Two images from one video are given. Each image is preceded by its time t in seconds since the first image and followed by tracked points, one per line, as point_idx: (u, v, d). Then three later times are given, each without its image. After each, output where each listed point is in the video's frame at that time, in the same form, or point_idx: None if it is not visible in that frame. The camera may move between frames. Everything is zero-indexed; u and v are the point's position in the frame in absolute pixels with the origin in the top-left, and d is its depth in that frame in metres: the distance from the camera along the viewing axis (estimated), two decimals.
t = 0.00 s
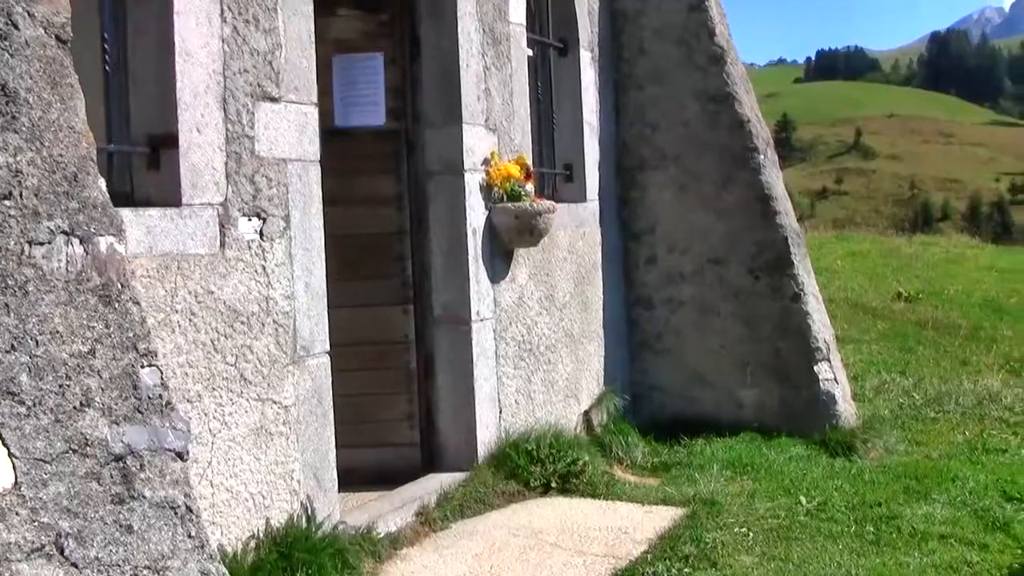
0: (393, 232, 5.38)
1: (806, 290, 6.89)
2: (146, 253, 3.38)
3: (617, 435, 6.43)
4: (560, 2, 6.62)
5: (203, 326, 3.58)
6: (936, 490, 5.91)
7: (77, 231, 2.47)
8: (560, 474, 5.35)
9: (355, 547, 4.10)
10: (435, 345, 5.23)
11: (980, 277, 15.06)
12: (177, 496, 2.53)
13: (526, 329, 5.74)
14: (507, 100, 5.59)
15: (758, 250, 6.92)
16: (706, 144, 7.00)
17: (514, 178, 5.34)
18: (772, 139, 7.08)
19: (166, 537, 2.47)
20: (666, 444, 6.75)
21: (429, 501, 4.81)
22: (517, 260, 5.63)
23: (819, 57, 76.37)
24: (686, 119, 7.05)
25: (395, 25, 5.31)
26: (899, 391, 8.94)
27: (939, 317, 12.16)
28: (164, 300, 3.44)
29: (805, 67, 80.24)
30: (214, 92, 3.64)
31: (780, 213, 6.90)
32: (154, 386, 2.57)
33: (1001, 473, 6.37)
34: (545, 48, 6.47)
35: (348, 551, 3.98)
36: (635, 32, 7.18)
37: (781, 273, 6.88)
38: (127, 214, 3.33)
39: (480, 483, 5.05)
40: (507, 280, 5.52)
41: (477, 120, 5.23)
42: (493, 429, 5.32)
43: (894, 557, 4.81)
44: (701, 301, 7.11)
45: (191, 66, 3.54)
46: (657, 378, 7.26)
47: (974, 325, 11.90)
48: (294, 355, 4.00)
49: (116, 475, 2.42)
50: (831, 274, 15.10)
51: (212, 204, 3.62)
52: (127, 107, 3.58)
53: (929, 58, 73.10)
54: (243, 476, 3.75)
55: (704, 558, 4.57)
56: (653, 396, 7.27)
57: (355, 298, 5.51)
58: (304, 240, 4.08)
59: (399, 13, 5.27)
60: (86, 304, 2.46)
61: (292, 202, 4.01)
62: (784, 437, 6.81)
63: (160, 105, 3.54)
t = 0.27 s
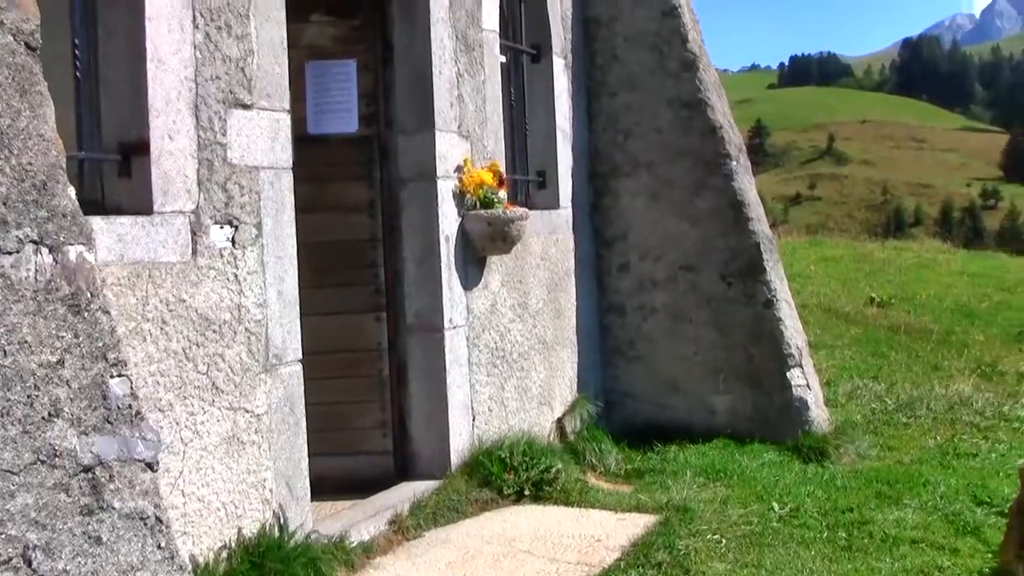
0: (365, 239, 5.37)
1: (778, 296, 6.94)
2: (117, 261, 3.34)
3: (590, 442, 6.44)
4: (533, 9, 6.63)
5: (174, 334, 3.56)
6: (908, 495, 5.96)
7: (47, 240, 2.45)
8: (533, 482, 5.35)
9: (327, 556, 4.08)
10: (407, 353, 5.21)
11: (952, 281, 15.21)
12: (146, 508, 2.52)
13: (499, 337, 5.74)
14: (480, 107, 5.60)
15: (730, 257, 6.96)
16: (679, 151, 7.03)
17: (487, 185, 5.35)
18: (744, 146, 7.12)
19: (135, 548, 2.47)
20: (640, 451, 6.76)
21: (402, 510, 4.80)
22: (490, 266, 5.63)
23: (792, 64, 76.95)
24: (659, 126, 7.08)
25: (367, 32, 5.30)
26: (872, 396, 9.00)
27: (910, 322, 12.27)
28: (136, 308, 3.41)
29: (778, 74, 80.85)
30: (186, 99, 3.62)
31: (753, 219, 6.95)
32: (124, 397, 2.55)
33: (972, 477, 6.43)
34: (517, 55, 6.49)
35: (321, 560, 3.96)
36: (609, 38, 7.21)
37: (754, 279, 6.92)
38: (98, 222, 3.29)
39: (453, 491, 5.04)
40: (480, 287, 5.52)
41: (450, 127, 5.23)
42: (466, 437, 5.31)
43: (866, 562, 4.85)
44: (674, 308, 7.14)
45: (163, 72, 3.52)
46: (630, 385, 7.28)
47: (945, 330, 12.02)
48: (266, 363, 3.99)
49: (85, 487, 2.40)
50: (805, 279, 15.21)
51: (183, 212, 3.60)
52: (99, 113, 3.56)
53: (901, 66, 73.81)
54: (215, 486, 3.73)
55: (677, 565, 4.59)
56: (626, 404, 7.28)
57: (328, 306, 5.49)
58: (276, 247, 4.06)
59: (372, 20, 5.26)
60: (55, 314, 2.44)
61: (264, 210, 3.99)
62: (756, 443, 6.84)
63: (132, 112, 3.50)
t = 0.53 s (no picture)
0: (331, 253, 5.37)
1: (744, 310, 7.01)
2: (81, 276, 3.32)
3: (557, 456, 6.46)
4: (500, 24, 6.67)
5: (140, 350, 3.54)
6: (874, 506, 6.02)
7: (9, 256, 2.44)
8: (501, 495, 5.36)
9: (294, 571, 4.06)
10: (374, 367, 5.21)
11: (918, 294, 15.39)
12: (110, 524, 2.49)
13: (466, 351, 5.74)
14: (447, 122, 5.62)
15: (696, 271, 7.02)
16: (645, 165, 7.09)
17: (454, 199, 5.37)
18: (710, 160, 7.20)
19: (98, 565, 2.45)
20: (607, 464, 6.79)
21: (369, 524, 4.80)
22: (457, 281, 5.64)
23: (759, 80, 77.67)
24: (625, 141, 7.13)
25: (333, 47, 5.31)
26: (839, 409, 9.08)
27: (877, 334, 12.40)
28: (100, 323, 3.39)
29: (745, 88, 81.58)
30: (152, 114, 3.62)
31: (719, 233, 7.02)
32: (87, 413, 2.54)
33: (938, 488, 6.50)
34: (484, 69, 6.52)
35: None
36: (574, 54, 7.26)
37: (719, 292, 6.99)
38: (62, 237, 3.26)
39: (420, 506, 5.04)
40: (447, 301, 5.53)
41: (417, 142, 5.25)
42: (432, 451, 5.31)
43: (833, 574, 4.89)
44: (640, 321, 7.18)
45: (129, 88, 3.51)
46: (598, 399, 7.30)
47: (910, 342, 12.16)
48: (232, 378, 3.97)
49: (47, 504, 2.39)
50: (772, 292, 15.33)
51: (149, 227, 3.59)
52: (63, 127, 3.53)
53: (866, 81, 74.68)
54: (181, 501, 3.70)
55: None
56: (593, 417, 7.31)
57: (295, 320, 5.48)
58: (242, 262, 4.06)
59: (339, 35, 5.27)
60: (17, 330, 2.43)
61: (229, 225, 3.98)
62: (723, 456, 6.89)
63: (97, 127, 3.48)
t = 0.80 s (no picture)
0: (290, 266, 5.36)
1: (702, 321, 7.09)
2: (37, 290, 3.29)
3: (517, 468, 6.49)
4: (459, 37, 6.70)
5: (97, 364, 3.52)
6: (832, 516, 6.10)
7: None
8: (460, 508, 5.37)
9: None
10: (333, 380, 5.21)
11: (876, 304, 15.60)
12: (65, 541, 2.47)
13: (425, 364, 5.75)
14: (405, 134, 5.64)
15: (655, 282, 7.09)
16: (604, 177, 7.15)
17: (412, 212, 5.38)
18: (668, 172, 7.28)
19: None
20: (567, 476, 6.82)
21: (328, 537, 4.79)
22: (416, 293, 5.65)
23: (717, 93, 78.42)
24: (584, 153, 7.18)
25: (292, 60, 5.31)
26: (797, 419, 9.18)
27: (835, 345, 12.56)
28: (57, 337, 3.36)
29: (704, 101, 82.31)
30: (109, 127, 3.60)
31: (677, 245, 7.10)
32: (42, 429, 2.52)
33: (895, 498, 6.59)
34: (443, 82, 6.55)
35: None
36: (533, 66, 7.30)
37: (678, 304, 7.06)
38: (18, 251, 3.24)
39: (379, 519, 5.04)
40: (406, 314, 5.54)
41: (375, 154, 5.26)
42: (392, 464, 5.32)
43: None
44: (600, 333, 7.23)
45: (86, 101, 3.50)
46: (558, 410, 7.34)
47: (869, 352, 12.33)
48: (190, 393, 3.96)
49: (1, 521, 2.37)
50: (732, 303, 15.46)
51: (106, 240, 3.58)
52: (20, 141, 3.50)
53: (823, 95, 75.63)
54: (138, 516, 3.68)
55: None
56: (553, 429, 7.34)
57: (253, 333, 5.46)
58: (200, 276, 4.05)
59: (298, 47, 5.27)
60: None
61: (187, 238, 3.97)
62: (682, 467, 6.96)
63: (53, 141, 3.47)
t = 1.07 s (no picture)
0: (245, 282, 5.35)
1: (657, 334, 7.16)
2: None
3: (472, 482, 6.50)
4: (414, 52, 6.72)
5: (50, 381, 3.49)
6: (787, 527, 6.19)
7: None
8: (415, 522, 5.37)
9: None
10: (289, 395, 5.19)
11: (831, 315, 15.83)
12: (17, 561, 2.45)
13: (380, 378, 5.75)
14: (360, 149, 5.65)
15: (610, 295, 7.16)
16: (559, 191, 7.21)
17: (367, 226, 5.39)
18: (623, 186, 7.35)
19: None
20: (523, 489, 6.84)
21: (283, 553, 4.78)
22: (371, 308, 5.65)
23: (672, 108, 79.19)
24: (539, 167, 7.24)
25: (247, 74, 5.30)
26: (753, 430, 9.29)
27: (790, 357, 12.73)
28: (8, 354, 3.32)
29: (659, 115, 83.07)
30: (62, 143, 3.58)
31: (632, 258, 7.17)
32: None
33: (849, 508, 6.69)
34: (398, 97, 6.57)
35: None
36: (488, 81, 7.34)
37: (633, 317, 7.13)
38: None
39: (334, 534, 5.03)
40: (361, 328, 5.54)
41: (330, 169, 5.26)
42: (348, 478, 5.31)
43: None
44: (555, 346, 7.27)
45: (38, 117, 3.47)
46: (513, 424, 7.36)
47: (824, 364, 12.51)
48: (144, 409, 3.93)
49: None
50: (688, 315, 15.60)
51: (59, 256, 3.55)
52: None
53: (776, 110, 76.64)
54: (91, 534, 3.65)
55: None
56: (508, 443, 7.36)
57: (208, 349, 5.43)
58: (154, 292, 4.03)
59: (252, 62, 5.26)
60: None
61: (141, 254, 3.96)
62: (638, 479, 7.02)
63: (5, 156, 3.44)
